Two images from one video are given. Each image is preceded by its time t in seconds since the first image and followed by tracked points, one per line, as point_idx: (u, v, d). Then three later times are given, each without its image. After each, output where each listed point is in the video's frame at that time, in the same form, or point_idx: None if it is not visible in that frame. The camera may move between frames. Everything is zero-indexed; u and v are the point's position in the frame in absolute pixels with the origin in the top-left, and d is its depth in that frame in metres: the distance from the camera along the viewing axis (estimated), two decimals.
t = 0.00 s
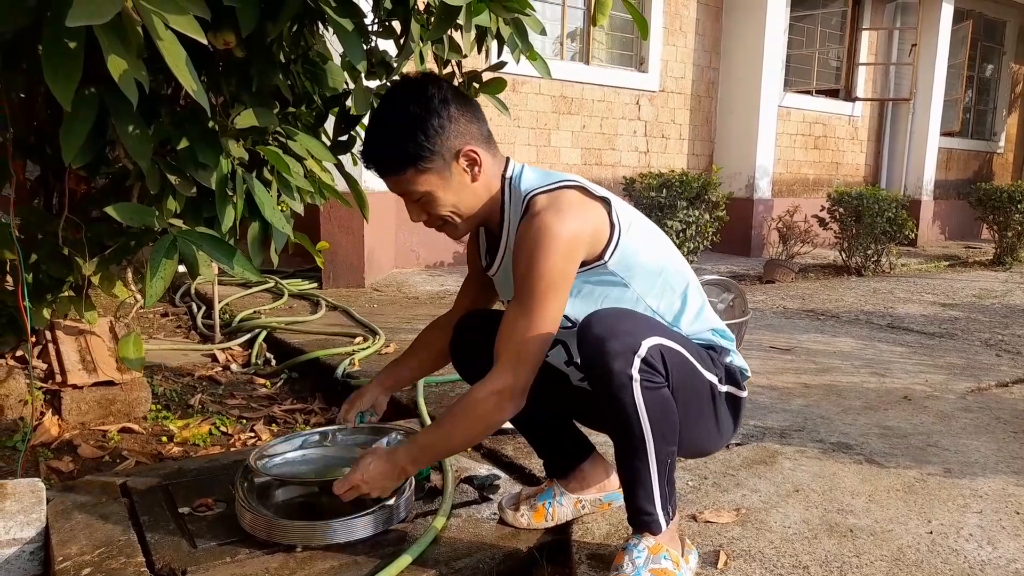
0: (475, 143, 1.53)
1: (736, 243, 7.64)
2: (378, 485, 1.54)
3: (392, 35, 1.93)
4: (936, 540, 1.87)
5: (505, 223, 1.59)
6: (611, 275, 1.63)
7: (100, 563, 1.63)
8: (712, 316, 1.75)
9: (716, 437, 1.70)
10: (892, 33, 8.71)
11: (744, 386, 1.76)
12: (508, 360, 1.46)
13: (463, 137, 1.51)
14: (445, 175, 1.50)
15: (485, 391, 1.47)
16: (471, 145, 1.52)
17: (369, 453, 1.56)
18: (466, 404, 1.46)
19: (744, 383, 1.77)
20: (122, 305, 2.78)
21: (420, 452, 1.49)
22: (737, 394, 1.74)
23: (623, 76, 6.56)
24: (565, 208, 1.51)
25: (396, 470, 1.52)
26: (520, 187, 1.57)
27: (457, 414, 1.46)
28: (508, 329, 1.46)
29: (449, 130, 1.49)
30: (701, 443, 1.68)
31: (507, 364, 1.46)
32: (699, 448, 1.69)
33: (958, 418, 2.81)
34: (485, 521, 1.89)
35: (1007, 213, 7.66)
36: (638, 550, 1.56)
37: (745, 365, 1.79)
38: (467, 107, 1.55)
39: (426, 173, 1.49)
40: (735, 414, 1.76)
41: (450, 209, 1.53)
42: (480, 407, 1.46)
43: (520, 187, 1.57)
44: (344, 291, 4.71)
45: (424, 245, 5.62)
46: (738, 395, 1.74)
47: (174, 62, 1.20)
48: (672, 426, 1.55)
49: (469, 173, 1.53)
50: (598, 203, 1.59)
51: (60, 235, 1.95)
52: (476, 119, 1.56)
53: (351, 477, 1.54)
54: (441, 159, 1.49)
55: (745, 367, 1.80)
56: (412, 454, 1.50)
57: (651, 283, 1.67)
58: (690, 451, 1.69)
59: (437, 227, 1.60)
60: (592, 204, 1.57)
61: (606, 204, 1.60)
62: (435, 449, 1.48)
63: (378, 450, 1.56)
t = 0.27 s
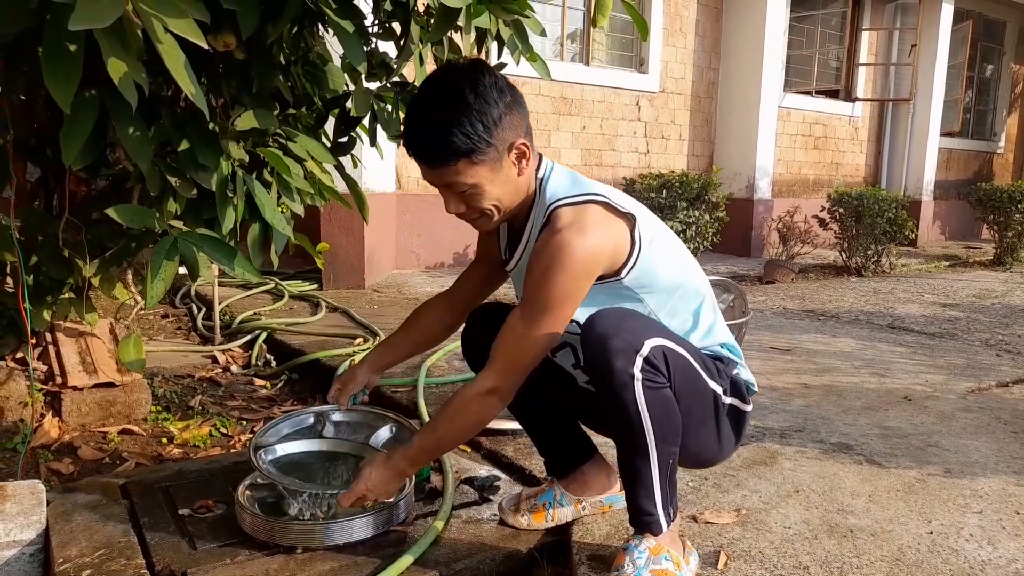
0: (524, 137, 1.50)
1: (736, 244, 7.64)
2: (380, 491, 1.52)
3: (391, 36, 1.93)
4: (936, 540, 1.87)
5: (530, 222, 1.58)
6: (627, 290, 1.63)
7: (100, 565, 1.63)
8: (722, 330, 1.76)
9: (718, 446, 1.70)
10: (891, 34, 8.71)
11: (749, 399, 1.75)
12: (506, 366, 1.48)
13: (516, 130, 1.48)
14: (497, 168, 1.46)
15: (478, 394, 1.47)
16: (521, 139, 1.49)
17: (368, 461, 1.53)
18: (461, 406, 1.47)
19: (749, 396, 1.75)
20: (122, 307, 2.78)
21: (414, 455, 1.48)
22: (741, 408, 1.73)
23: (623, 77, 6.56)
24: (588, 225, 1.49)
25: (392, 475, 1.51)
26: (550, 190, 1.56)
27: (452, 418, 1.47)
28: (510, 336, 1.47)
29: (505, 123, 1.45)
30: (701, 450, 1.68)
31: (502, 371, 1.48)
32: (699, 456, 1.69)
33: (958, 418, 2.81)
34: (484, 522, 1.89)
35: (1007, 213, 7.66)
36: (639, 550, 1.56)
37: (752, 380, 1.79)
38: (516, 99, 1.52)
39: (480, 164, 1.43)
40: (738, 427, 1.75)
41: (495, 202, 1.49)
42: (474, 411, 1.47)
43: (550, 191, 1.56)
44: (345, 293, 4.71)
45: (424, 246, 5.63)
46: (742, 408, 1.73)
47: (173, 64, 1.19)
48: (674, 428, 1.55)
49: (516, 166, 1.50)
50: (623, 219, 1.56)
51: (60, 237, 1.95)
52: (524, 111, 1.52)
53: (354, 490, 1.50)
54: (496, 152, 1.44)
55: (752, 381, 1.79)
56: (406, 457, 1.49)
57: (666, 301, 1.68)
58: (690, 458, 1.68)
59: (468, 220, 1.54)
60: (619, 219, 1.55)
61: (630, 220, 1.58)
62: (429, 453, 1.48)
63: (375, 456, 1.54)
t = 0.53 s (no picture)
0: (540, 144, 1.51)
1: (736, 246, 7.64)
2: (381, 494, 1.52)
3: (392, 40, 1.95)
4: (937, 542, 1.87)
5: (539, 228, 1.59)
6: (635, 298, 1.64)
7: (101, 568, 1.63)
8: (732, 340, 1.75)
9: (720, 452, 1.70)
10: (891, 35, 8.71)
11: (754, 407, 1.74)
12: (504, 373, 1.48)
13: (531, 137, 1.49)
14: (512, 176, 1.48)
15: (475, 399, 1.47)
16: (536, 146, 1.50)
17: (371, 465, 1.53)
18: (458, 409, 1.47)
19: (754, 404, 1.75)
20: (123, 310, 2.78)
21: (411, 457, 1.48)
22: (746, 415, 1.72)
23: (623, 79, 6.56)
24: (596, 236, 1.49)
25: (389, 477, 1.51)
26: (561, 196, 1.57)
27: (449, 422, 1.47)
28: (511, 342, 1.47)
29: (522, 132, 1.46)
30: (702, 455, 1.68)
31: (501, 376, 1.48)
32: (700, 460, 1.69)
33: (960, 419, 2.81)
34: (485, 525, 1.89)
35: (1007, 214, 7.66)
36: (640, 553, 1.56)
37: (758, 389, 1.78)
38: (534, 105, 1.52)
39: (495, 172, 1.45)
40: (743, 434, 1.74)
41: (506, 208, 1.50)
42: (471, 415, 1.47)
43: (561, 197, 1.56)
44: (346, 296, 4.71)
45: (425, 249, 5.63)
46: (747, 416, 1.72)
47: (174, 68, 1.20)
48: (676, 429, 1.55)
49: (531, 172, 1.51)
50: (632, 229, 1.56)
51: (61, 241, 1.96)
52: (541, 117, 1.53)
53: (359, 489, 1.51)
54: (511, 160, 1.46)
55: (758, 389, 1.78)
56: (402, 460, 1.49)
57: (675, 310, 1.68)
58: (692, 461, 1.68)
59: (479, 223, 1.55)
60: (627, 231, 1.55)
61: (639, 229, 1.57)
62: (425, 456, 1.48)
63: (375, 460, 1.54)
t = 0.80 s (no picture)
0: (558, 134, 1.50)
1: (737, 246, 7.62)
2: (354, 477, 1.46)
3: (390, 37, 1.91)
4: (939, 543, 1.86)
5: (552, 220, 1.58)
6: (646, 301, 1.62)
7: (97, 571, 1.61)
8: (734, 349, 1.74)
9: (716, 458, 1.68)
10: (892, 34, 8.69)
11: (752, 415, 1.72)
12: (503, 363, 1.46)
13: (551, 128, 1.48)
14: (526, 166, 1.47)
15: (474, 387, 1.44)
16: (556, 136, 1.49)
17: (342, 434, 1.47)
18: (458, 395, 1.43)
19: (753, 411, 1.73)
20: (119, 311, 2.76)
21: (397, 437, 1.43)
22: (743, 422, 1.70)
23: (623, 78, 6.55)
24: (610, 230, 1.47)
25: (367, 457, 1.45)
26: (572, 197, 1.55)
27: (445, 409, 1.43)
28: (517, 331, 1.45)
29: (540, 122, 1.46)
30: (698, 460, 1.66)
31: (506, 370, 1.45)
32: (695, 465, 1.67)
33: (961, 420, 2.79)
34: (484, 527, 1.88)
35: (1008, 214, 7.64)
36: (640, 555, 1.55)
37: (759, 397, 1.76)
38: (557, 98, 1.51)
39: (509, 159, 1.45)
40: (740, 441, 1.72)
41: (517, 196, 1.50)
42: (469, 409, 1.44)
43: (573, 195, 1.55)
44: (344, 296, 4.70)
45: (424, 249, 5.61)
46: (744, 423, 1.70)
47: (170, 66, 1.18)
48: (671, 431, 1.54)
49: (548, 164, 1.51)
50: (646, 229, 1.55)
51: (56, 241, 1.94)
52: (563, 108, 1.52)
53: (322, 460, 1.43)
54: (526, 150, 1.45)
55: (758, 397, 1.76)
56: (385, 439, 1.43)
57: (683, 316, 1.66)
58: (686, 465, 1.67)
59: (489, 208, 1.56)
60: (643, 232, 1.54)
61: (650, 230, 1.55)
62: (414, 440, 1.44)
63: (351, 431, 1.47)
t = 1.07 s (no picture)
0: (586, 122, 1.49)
1: (738, 246, 7.61)
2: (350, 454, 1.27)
3: (391, 35, 1.91)
4: (940, 546, 1.85)
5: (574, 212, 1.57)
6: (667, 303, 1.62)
7: (94, 569, 1.61)
8: (743, 350, 1.73)
9: (720, 459, 1.68)
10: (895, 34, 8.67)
11: (759, 418, 1.72)
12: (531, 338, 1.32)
13: (580, 114, 1.47)
14: (552, 150, 1.46)
15: (508, 361, 1.26)
16: (584, 123, 1.48)
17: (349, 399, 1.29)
18: (486, 360, 1.26)
19: (760, 414, 1.72)
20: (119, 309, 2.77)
21: (413, 406, 1.25)
22: (750, 424, 1.70)
23: (624, 78, 6.54)
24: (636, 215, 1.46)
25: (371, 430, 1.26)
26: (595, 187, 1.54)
27: (475, 380, 1.24)
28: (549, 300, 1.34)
29: (570, 108, 1.44)
30: (703, 461, 1.65)
31: (550, 337, 1.28)
32: (700, 465, 1.67)
33: (963, 422, 2.78)
34: (484, 527, 1.87)
35: (1011, 215, 7.63)
36: (641, 554, 1.54)
37: (765, 401, 1.76)
38: (590, 89, 1.50)
39: (535, 140, 1.43)
40: (747, 444, 1.71)
41: (539, 180, 1.48)
42: (500, 381, 1.24)
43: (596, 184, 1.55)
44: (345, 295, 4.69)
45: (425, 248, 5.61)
46: (751, 425, 1.70)
47: (170, 63, 1.17)
48: (682, 429, 1.53)
49: (574, 151, 1.50)
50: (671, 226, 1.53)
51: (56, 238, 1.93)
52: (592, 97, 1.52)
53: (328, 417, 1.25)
54: (554, 134, 1.44)
55: (764, 400, 1.76)
56: (399, 407, 1.25)
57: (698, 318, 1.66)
58: (691, 465, 1.66)
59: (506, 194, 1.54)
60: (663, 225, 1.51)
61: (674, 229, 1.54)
62: (435, 414, 1.24)
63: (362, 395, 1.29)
